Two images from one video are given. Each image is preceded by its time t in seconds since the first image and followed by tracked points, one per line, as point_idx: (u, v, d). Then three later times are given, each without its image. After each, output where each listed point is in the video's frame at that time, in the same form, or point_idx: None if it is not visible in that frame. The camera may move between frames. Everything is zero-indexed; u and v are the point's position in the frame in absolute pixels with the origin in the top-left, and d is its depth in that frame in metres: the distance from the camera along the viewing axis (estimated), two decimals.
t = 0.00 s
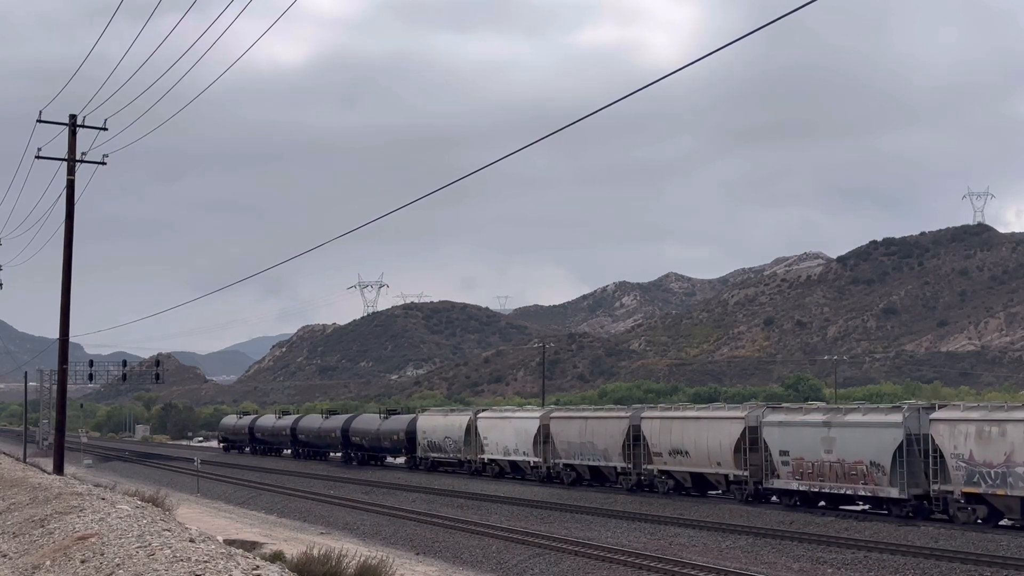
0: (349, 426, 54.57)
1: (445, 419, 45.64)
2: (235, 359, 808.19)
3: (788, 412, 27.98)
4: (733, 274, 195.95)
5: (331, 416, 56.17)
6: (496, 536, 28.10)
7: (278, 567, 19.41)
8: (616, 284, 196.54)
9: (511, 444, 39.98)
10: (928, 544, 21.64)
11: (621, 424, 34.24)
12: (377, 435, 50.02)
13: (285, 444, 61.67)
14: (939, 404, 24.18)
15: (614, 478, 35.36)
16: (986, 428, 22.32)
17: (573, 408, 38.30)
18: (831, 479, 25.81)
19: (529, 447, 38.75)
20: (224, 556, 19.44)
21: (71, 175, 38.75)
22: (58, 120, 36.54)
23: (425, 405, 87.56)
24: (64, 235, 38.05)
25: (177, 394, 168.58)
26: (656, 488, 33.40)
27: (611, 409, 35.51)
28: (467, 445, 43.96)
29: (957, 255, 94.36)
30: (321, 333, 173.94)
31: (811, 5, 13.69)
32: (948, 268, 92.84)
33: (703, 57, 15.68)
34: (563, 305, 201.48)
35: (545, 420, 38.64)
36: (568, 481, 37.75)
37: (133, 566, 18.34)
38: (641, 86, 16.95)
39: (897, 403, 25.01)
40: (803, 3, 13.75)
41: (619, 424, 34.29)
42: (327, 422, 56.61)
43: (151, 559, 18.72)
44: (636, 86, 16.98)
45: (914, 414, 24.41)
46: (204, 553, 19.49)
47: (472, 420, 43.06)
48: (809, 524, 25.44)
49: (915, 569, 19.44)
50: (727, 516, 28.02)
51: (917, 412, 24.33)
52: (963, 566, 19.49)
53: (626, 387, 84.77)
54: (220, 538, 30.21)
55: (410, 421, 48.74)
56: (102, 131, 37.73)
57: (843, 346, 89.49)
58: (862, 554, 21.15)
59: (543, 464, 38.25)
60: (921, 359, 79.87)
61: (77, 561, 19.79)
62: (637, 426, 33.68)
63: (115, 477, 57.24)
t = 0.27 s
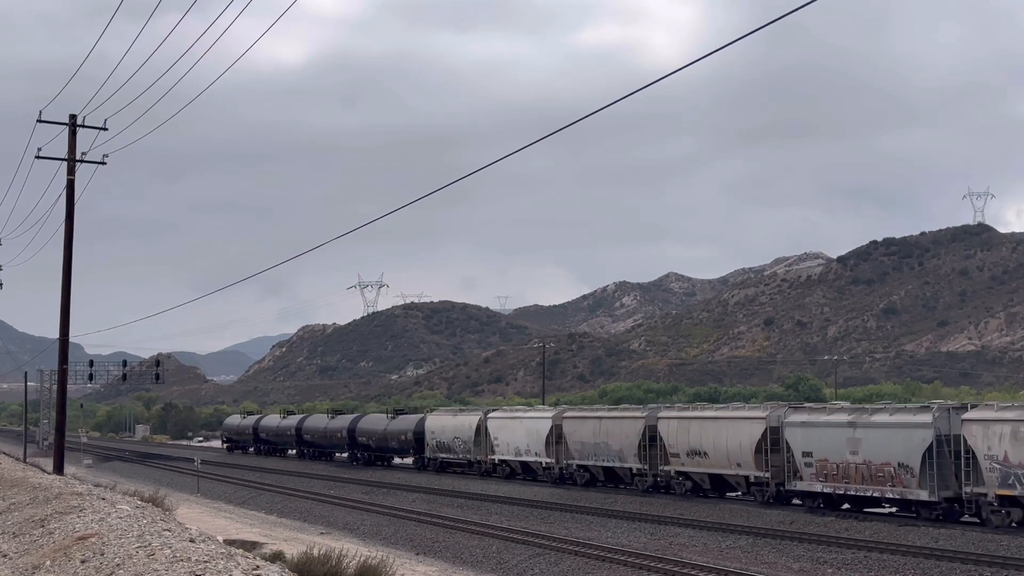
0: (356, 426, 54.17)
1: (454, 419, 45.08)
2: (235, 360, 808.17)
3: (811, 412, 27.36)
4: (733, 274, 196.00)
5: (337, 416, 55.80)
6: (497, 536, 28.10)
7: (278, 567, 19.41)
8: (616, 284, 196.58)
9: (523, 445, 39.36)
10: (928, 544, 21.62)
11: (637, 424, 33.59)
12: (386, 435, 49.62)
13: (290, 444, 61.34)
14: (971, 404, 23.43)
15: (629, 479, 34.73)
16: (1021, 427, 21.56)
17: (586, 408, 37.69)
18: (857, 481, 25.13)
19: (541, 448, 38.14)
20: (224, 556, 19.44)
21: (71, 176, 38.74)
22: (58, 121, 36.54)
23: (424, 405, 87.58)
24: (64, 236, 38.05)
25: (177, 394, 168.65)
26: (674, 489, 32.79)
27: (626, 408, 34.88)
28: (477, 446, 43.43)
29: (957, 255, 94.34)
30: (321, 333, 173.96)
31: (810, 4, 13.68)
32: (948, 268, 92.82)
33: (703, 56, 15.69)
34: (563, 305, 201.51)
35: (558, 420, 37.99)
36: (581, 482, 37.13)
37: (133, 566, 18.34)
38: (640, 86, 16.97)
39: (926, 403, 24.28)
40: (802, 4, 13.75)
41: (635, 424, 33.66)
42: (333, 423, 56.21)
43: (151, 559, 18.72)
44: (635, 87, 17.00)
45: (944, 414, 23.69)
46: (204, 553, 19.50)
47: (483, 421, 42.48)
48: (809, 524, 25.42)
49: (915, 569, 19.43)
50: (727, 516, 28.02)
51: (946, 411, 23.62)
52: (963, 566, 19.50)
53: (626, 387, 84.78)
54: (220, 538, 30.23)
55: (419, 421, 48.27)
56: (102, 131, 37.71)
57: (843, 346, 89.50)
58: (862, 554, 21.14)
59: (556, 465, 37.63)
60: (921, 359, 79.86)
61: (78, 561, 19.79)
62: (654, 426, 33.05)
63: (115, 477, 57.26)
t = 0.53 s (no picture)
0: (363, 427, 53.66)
1: (463, 419, 44.39)
2: (235, 360, 808.28)
3: (836, 412, 26.52)
4: (733, 274, 196.24)
5: (343, 416, 55.39)
6: (497, 536, 28.17)
7: (277, 567, 19.48)
8: (616, 285, 196.78)
9: (535, 445, 38.63)
10: (928, 544, 21.69)
11: (652, 424, 32.90)
12: (393, 435, 49.05)
13: (295, 444, 61.10)
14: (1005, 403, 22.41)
15: (644, 481, 34.00)
16: None
17: (600, 407, 36.96)
18: (885, 484, 24.32)
19: (554, 449, 37.45)
20: (224, 556, 19.53)
21: (71, 175, 38.83)
22: (58, 120, 36.68)
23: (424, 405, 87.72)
24: (65, 236, 38.14)
25: (177, 394, 168.82)
26: (692, 490, 32.12)
27: (642, 408, 34.15)
28: (487, 446, 42.72)
29: (956, 255, 94.42)
30: (321, 333, 174.10)
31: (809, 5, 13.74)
32: (948, 268, 92.89)
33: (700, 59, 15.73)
34: (563, 305, 201.69)
35: (570, 420, 37.24)
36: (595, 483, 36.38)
37: (133, 566, 18.40)
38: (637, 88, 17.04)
39: (958, 403, 23.35)
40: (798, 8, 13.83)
41: (651, 424, 32.96)
42: (339, 423, 55.87)
43: (151, 559, 18.79)
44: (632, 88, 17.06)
45: (977, 414, 22.74)
46: (204, 553, 19.58)
47: (495, 421, 41.78)
48: (809, 524, 25.51)
49: (915, 569, 19.51)
50: (727, 516, 28.13)
51: (979, 411, 22.63)
52: (963, 566, 19.57)
53: (626, 387, 84.93)
54: (220, 538, 30.32)
55: (427, 421, 47.59)
56: (102, 131, 37.83)
57: (843, 346, 89.59)
58: (862, 554, 21.22)
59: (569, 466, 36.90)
60: (921, 359, 79.95)
61: (78, 561, 19.87)
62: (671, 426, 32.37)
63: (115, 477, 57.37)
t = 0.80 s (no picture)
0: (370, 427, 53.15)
1: (473, 419, 43.87)
2: (235, 360, 808.48)
3: (862, 412, 25.88)
4: (733, 274, 196.34)
5: (349, 416, 54.97)
6: (497, 536, 28.25)
7: (277, 567, 19.57)
8: (616, 284, 196.88)
9: (547, 445, 38.02)
10: (928, 544, 21.79)
11: (670, 425, 32.35)
12: (401, 435, 48.45)
13: (300, 445, 60.80)
14: None
15: (661, 482, 33.38)
16: None
17: (614, 407, 36.39)
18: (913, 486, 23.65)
19: (567, 449, 36.85)
20: (224, 556, 19.62)
21: (71, 176, 38.92)
22: (58, 121, 36.76)
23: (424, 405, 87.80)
24: (65, 236, 38.22)
25: (177, 394, 168.91)
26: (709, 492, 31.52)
27: (659, 408, 33.59)
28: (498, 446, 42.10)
29: (956, 255, 94.47)
30: (321, 333, 174.18)
31: (806, 8, 13.78)
32: (948, 268, 92.95)
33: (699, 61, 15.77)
34: (563, 305, 201.80)
35: (584, 421, 36.66)
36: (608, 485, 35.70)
37: (133, 566, 18.49)
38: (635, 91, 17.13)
39: (990, 403, 22.76)
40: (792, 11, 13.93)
41: (668, 425, 32.42)
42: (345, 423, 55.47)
43: (151, 559, 18.88)
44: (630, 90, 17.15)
45: (1011, 414, 22.14)
46: (203, 553, 19.67)
47: (506, 421, 41.25)
48: (809, 524, 25.61)
49: (915, 569, 19.59)
50: (727, 516, 28.24)
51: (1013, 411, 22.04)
52: (963, 566, 19.66)
53: (626, 387, 85.03)
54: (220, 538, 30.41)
55: (436, 421, 46.97)
56: (102, 132, 37.91)
57: (843, 346, 89.68)
58: (862, 554, 21.31)
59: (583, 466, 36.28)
60: (921, 359, 80.03)
61: (78, 561, 19.96)
62: (689, 426, 31.85)
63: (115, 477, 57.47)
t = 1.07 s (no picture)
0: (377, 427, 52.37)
1: (482, 419, 43.11)
2: (235, 360, 807.93)
3: (889, 411, 25.21)
4: (733, 274, 196.03)
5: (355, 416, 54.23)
6: (497, 536, 27.95)
7: (278, 567, 19.26)
8: (616, 285, 196.59)
9: (560, 446, 37.29)
10: (928, 544, 21.50)
11: (687, 425, 31.65)
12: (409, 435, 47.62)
13: (305, 446, 60.05)
14: None
15: (677, 484, 32.66)
16: None
17: (629, 408, 35.70)
18: (942, 488, 23.01)
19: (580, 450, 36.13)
20: (224, 556, 19.31)
21: (70, 175, 38.63)
22: (57, 120, 36.46)
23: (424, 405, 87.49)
24: (65, 236, 37.93)
25: (177, 394, 168.59)
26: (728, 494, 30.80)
27: (676, 408, 32.92)
28: (509, 447, 41.34)
29: (956, 255, 94.19)
30: (321, 333, 173.84)
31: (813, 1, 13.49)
32: (948, 268, 92.68)
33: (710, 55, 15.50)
34: (563, 305, 201.50)
35: (598, 421, 35.96)
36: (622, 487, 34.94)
37: (132, 566, 18.18)
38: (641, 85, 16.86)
39: None
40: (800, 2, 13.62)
41: (686, 425, 31.71)
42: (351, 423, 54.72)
43: (150, 559, 18.57)
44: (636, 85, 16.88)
45: None
46: (204, 553, 19.36)
47: (517, 421, 40.50)
48: (809, 524, 25.32)
49: (915, 569, 19.29)
50: (727, 516, 27.92)
51: None
52: (964, 566, 19.34)
53: (626, 387, 84.76)
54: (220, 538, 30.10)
55: (444, 421, 46.16)
56: (101, 130, 37.60)
57: (843, 346, 89.40)
58: (862, 554, 21.00)
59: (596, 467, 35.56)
60: (921, 359, 79.76)
61: (77, 561, 19.65)
62: (707, 426, 31.16)
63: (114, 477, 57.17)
